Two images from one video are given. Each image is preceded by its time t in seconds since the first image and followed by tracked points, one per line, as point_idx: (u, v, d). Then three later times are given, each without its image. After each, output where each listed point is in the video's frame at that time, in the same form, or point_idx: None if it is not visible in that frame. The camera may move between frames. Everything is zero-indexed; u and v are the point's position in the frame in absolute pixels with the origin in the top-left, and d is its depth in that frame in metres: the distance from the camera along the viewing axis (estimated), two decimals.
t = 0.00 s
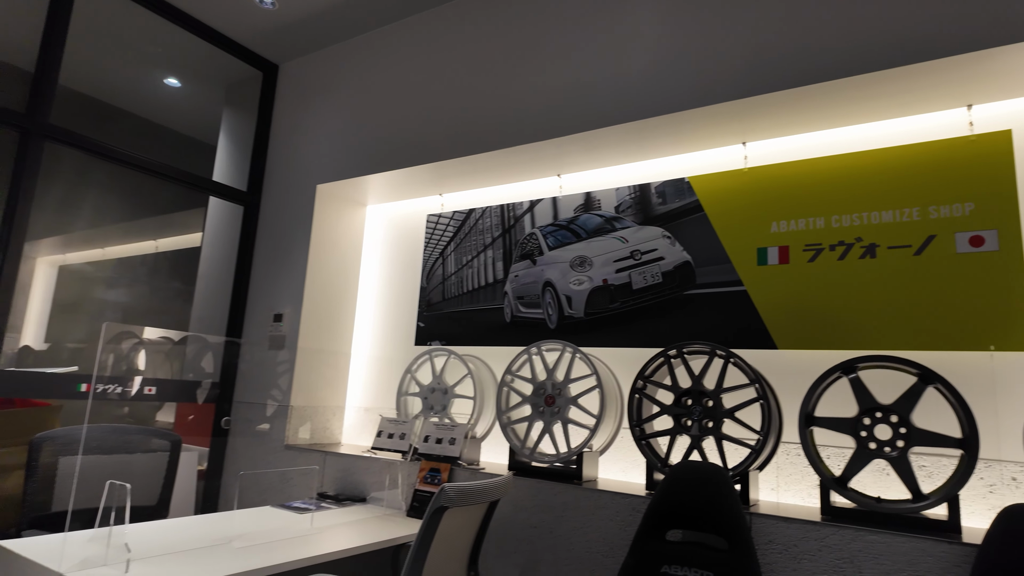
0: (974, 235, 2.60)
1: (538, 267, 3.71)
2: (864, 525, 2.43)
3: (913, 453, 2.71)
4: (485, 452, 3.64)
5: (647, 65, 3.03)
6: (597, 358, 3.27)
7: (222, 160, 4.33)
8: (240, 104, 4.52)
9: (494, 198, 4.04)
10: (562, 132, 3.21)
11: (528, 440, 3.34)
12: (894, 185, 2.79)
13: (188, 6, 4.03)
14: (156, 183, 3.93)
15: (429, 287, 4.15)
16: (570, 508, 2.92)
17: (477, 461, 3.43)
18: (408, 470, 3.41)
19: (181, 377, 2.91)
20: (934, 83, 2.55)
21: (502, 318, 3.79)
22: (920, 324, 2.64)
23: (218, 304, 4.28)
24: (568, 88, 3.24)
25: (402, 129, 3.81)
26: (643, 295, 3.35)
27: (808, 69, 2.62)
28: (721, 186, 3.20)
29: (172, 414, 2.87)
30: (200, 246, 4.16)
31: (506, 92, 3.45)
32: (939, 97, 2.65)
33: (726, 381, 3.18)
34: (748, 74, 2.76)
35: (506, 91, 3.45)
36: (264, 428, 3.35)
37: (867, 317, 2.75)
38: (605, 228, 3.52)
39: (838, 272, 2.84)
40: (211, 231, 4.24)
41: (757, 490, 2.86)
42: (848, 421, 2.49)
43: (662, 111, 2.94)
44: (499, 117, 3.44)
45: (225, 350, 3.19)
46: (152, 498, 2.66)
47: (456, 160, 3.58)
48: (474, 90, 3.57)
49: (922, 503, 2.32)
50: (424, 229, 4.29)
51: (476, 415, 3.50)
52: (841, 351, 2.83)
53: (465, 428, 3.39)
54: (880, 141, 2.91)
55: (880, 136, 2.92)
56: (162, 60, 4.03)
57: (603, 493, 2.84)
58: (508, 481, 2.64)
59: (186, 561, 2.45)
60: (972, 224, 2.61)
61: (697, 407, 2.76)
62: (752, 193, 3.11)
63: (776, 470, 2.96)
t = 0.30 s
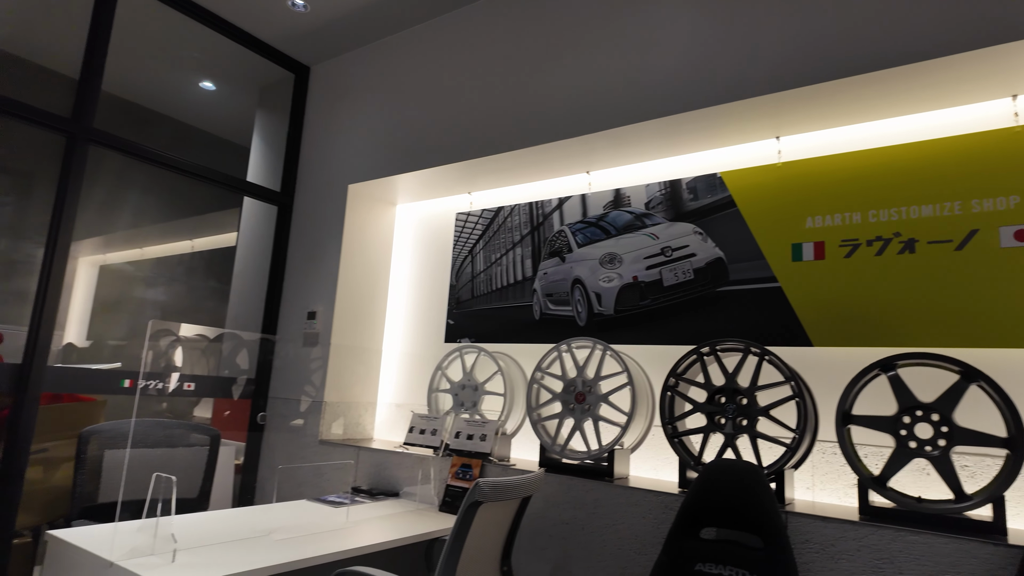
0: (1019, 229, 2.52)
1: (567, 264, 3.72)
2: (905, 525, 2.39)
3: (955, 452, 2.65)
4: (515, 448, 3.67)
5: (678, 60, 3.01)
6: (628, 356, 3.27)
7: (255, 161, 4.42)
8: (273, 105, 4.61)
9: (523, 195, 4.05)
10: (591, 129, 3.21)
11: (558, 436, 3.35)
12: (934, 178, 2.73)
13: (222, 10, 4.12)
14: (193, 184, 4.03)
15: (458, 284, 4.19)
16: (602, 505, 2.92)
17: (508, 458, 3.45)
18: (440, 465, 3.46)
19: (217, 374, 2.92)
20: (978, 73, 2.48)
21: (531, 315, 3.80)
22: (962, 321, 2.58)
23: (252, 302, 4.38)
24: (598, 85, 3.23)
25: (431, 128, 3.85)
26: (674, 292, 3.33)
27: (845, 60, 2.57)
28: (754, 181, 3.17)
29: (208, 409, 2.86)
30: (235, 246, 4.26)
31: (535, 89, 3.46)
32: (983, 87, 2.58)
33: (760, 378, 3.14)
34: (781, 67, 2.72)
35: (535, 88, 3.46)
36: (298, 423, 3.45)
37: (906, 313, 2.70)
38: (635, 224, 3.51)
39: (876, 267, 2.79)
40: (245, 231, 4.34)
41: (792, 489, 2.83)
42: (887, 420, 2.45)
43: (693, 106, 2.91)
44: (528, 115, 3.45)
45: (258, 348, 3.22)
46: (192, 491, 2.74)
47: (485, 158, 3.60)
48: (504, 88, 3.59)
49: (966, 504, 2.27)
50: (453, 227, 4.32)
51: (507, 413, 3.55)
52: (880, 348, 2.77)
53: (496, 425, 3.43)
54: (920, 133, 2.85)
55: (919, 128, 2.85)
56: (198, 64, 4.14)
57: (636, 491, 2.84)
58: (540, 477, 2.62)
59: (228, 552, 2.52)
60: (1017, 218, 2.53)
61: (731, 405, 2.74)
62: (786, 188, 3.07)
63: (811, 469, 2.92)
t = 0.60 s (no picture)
0: None
1: (595, 261, 3.72)
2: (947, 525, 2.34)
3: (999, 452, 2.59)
4: (545, 445, 3.68)
5: (709, 55, 2.98)
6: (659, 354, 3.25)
7: (288, 162, 4.51)
8: (305, 107, 4.69)
9: (551, 193, 4.06)
10: (621, 126, 3.20)
11: (589, 433, 3.36)
12: (977, 171, 2.66)
13: (256, 14, 4.21)
14: (228, 185, 4.13)
15: (487, 282, 4.22)
16: (634, 502, 2.92)
17: (539, 454, 3.48)
18: (471, 461, 3.50)
19: (252, 370, 2.94)
20: None
21: (560, 312, 3.81)
22: (1006, 317, 2.51)
23: (286, 300, 4.47)
24: (627, 81, 3.22)
25: (460, 127, 3.89)
26: (705, 289, 3.31)
27: (883, 51, 2.52)
28: (787, 176, 3.13)
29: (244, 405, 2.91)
30: (269, 245, 4.35)
31: (563, 87, 3.46)
32: None
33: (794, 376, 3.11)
34: (816, 60, 2.68)
35: (564, 86, 3.46)
36: (331, 419, 3.37)
37: (946, 309, 2.64)
38: (665, 221, 3.49)
39: (915, 263, 2.73)
40: (278, 230, 4.43)
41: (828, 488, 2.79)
42: (928, 418, 2.40)
43: (724, 101, 2.89)
44: (557, 113, 3.46)
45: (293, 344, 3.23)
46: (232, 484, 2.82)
47: (514, 157, 3.62)
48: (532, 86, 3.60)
49: (1011, 505, 2.21)
50: (481, 225, 4.35)
51: (536, 409, 3.56)
52: (919, 346, 2.72)
53: (526, 421, 3.45)
54: (962, 125, 2.77)
55: (961, 119, 2.77)
56: (232, 67, 4.23)
57: (668, 488, 2.83)
58: (571, 473, 2.59)
59: (268, 543, 2.59)
60: None
61: (765, 402, 2.72)
62: (821, 182, 3.03)
63: (847, 468, 2.88)
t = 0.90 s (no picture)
0: None
1: (624, 258, 3.71)
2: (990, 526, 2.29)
3: None
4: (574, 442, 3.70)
5: (741, 49, 2.95)
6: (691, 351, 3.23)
7: (319, 162, 4.59)
8: (335, 107, 4.76)
9: (579, 190, 4.06)
10: (650, 122, 3.19)
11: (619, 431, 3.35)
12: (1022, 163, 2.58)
13: (287, 17, 4.29)
14: (262, 186, 4.23)
15: (515, 279, 4.24)
16: (665, 499, 2.92)
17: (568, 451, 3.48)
18: (501, 457, 3.53)
19: (285, 366, 2.99)
20: None
21: (588, 309, 3.82)
22: None
23: (317, 298, 4.55)
24: (657, 76, 3.21)
25: (488, 125, 3.91)
26: (737, 285, 3.28)
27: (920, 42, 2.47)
28: (821, 171, 3.08)
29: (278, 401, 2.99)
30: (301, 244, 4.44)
31: (592, 84, 3.46)
32: None
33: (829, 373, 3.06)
34: (850, 52, 2.63)
35: (592, 82, 3.46)
36: (362, 415, 3.50)
37: (988, 305, 2.57)
38: (696, 216, 3.47)
39: (955, 258, 2.67)
40: (310, 229, 4.51)
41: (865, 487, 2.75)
42: (969, 416, 2.35)
43: (757, 96, 2.86)
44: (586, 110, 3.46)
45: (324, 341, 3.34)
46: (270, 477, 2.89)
47: (542, 154, 3.63)
48: (560, 84, 3.61)
49: None
50: (509, 223, 4.38)
51: (566, 406, 3.59)
52: (960, 343, 2.66)
53: (555, 418, 3.46)
54: (1006, 115, 2.69)
55: (1006, 109, 2.69)
56: (265, 70, 4.32)
57: (700, 486, 2.82)
58: (601, 470, 2.62)
59: (306, 536, 2.65)
60: None
61: (799, 400, 2.69)
62: (857, 176, 2.98)
63: (884, 468, 2.83)
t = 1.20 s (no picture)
0: None
1: (653, 254, 3.70)
2: None
3: None
4: (603, 438, 3.71)
5: (771, 42, 2.92)
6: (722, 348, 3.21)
7: (348, 161, 4.66)
8: (364, 107, 4.83)
9: (607, 187, 4.06)
10: (678, 118, 3.17)
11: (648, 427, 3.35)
12: None
13: (317, 19, 4.37)
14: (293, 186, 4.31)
15: (542, 276, 4.26)
16: (696, 496, 2.91)
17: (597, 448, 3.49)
18: (530, 453, 3.55)
19: (316, 363, 3.08)
20: None
21: (616, 306, 3.82)
22: None
23: (348, 296, 4.63)
24: (685, 71, 3.19)
25: (515, 123, 3.93)
26: (769, 280, 3.25)
27: (959, 32, 2.41)
28: (855, 164, 3.03)
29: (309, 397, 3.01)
30: (331, 243, 4.51)
31: (619, 80, 3.45)
32: None
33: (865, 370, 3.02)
34: (885, 43, 2.58)
35: (620, 78, 3.46)
36: (392, 410, 3.56)
37: None
38: (726, 212, 3.44)
39: (995, 252, 2.60)
40: (340, 228, 4.59)
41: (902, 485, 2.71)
42: (1012, 414, 2.30)
43: (788, 89, 2.82)
44: (613, 106, 3.45)
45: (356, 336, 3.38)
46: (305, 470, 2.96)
47: (569, 151, 3.64)
48: (587, 80, 3.61)
49: None
50: (536, 220, 4.39)
51: (595, 402, 3.60)
52: (1001, 339, 2.60)
53: (584, 414, 3.47)
54: None
55: None
56: (295, 72, 4.40)
57: (732, 482, 2.81)
58: (632, 466, 2.63)
59: (342, 527, 2.71)
60: None
61: (834, 397, 2.66)
62: (892, 169, 2.92)
63: (921, 466, 2.78)
